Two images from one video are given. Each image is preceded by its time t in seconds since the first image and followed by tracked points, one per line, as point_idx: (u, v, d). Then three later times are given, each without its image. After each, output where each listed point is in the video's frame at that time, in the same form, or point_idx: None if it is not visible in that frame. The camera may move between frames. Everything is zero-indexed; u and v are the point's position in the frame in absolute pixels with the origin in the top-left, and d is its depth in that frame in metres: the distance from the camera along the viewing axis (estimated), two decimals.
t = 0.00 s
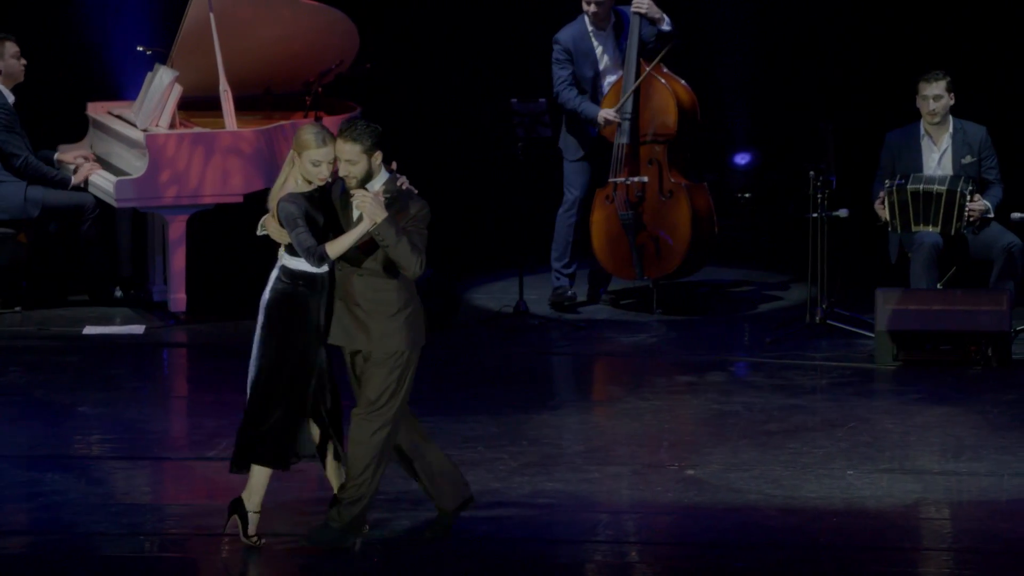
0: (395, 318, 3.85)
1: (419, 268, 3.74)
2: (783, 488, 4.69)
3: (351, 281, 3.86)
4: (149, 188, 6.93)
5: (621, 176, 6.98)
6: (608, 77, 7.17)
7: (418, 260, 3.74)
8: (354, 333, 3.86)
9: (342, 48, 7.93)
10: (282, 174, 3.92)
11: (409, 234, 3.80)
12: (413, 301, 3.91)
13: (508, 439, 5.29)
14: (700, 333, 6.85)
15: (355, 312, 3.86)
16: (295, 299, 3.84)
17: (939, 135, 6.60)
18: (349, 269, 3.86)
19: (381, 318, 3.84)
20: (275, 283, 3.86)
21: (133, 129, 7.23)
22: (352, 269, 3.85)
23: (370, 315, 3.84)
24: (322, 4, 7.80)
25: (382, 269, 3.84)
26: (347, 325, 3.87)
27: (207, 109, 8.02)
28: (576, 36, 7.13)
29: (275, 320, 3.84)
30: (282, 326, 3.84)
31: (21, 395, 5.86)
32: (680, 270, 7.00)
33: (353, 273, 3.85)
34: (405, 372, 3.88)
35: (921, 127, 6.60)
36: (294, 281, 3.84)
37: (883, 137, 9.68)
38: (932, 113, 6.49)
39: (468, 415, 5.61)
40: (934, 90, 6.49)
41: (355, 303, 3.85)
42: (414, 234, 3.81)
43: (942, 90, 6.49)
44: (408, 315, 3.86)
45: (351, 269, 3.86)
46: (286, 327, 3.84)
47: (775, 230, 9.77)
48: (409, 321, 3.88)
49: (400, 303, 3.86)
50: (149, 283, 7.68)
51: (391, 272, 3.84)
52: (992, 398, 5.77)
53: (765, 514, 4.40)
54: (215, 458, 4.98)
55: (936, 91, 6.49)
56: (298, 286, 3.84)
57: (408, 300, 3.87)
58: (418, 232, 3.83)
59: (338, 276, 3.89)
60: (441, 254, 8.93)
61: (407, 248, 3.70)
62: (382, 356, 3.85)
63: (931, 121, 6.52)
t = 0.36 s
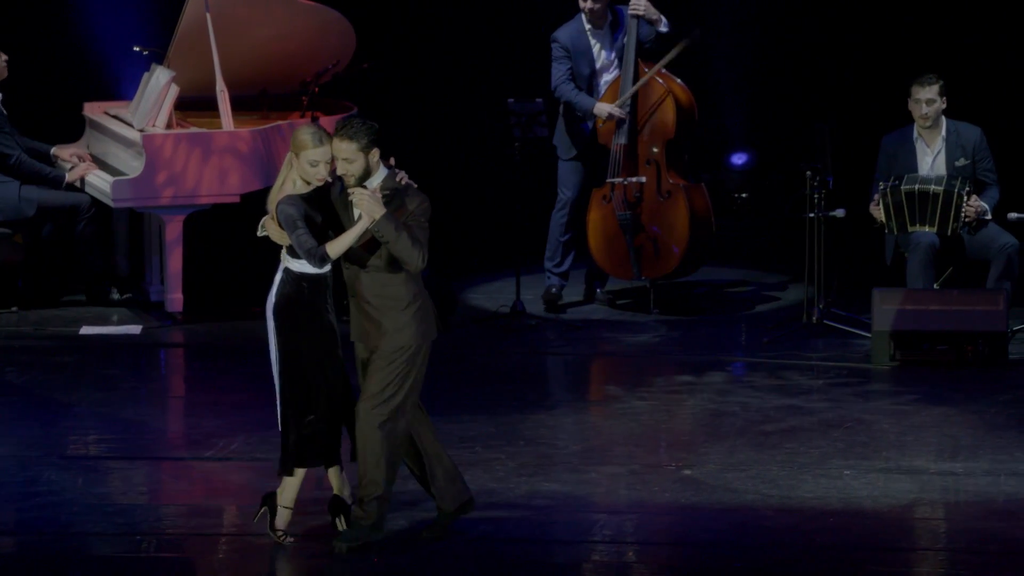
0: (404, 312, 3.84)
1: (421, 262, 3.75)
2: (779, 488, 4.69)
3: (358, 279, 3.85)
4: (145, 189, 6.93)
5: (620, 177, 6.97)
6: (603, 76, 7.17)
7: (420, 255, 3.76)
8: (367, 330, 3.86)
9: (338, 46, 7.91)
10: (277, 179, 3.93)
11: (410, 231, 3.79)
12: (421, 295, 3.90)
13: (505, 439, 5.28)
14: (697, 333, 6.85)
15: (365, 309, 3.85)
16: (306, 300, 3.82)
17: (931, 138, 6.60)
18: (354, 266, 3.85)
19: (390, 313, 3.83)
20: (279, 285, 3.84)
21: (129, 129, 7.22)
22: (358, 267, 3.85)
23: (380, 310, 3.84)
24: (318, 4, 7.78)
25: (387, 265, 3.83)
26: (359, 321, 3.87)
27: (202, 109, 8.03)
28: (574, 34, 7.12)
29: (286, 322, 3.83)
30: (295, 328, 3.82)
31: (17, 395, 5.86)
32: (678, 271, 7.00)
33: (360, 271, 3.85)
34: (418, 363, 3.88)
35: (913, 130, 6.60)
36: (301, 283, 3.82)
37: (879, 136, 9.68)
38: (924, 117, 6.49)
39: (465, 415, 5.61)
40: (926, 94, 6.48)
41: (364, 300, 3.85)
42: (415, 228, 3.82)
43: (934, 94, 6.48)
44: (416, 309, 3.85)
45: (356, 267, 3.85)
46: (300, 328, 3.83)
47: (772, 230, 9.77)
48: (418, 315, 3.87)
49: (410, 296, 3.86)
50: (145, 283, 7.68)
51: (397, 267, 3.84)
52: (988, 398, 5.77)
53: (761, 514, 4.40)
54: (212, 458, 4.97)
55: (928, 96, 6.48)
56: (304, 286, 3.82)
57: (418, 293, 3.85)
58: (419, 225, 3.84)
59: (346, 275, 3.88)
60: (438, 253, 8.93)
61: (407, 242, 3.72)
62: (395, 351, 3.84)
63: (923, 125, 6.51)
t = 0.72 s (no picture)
0: (370, 323, 3.67)
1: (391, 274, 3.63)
2: (781, 488, 4.69)
3: (323, 289, 3.68)
4: (147, 188, 6.93)
5: (621, 177, 6.97)
6: (605, 78, 7.16)
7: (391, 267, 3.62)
8: (331, 343, 3.67)
9: (338, 48, 7.90)
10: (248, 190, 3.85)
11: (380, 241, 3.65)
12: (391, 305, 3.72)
13: (506, 439, 5.28)
14: (696, 333, 6.86)
15: (329, 320, 3.68)
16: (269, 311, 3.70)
17: (928, 143, 6.59)
18: (319, 275, 3.68)
19: (354, 327, 3.66)
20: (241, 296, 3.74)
21: (132, 129, 7.23)
22: (322, 277, 3.68)
23: (346, 319, 3.67)
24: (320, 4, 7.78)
25: (355, 275, 3.66)
26: (321, 334, 3.68)
27: (205, 109, 8.03)
28: (576, 37, 7.11)
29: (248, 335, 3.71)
30: (257, 340, 3.70)
31: (20, 395, 5.86)
32: (679, 271, 7.00)
33: (325, 280, 3.67)
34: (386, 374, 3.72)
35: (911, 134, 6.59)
36: (264, 295, 3.71)
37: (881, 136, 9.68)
38: (922, 122, 6.48)
39: (467, 415, 5.61)
40: (925, 100, 6.48)
41: (329, 310, 3.67)
42: (387, 242, 3.68)
43: (933, 100, 6.48)
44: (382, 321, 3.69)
45: (320, 276, 3.68)
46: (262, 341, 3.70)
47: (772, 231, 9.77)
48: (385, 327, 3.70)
49: (376, 305, 3.70)
50: (147, 283, 7.70)
51: (362, 277, 3.66)
52: (990, 398, 5.77)
53: (762, 514, 4.40)
54: (213, 458, 4.98)
55: (927, 101, 6.48)
56: (265, 299, 3.71)
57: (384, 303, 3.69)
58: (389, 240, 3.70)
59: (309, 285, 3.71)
60: (439, 254, 8.94)
61: (378, 254, 3.59)
62: (363, 363, 3.68)
63: (920, 130, 6.51)
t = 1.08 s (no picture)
0: (341, 332, 3.75)
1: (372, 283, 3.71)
2: (806, 488, 4.69)
3: (291, 298, 3.75)
4: (171, 189, 6.93)
5: (644, 177, 6.98)
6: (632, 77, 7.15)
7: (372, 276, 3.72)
8: (298, 352, 3.73)
9: (365, 47, 7.90)
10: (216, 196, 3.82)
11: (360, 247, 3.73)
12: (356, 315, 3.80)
13: (530, 439, 5.28)
14: (718, 333, 6.86)
15: (297, 331, 3.74)
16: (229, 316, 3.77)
17: (953, 143, 6.58)
18: (289, 284, 3.74)
19: (326, 336, 3.73)
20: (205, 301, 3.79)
21: (156, 129, 7.23)
22: (294, 285, 3.74)
23: (316, 330, 3.73)
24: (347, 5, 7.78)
25: (328, 285, 3.74)
26: (290, 342, 3.74)
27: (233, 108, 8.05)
28: (605, 35, 7.06)
29: (212, 339, 3.76)
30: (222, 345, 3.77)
31: (44, 395, 5.87)
32: (703, 270, 6.98)
33: (296, 291, 3.74)
34: (356, 386, 3.79)
35: (936, 134, 6.58)
36: (227, 300, 3.78)
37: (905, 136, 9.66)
38: (950, 124, 6.47)
39: (491, 415, 5.62)
40: (954, 101, 6.46)
41: (297, 321, 3.74)
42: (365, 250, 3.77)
43: (961, 102, 6.46)
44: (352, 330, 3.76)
45: (289, 287, 3.75)
46: (225, 348, 3.77)
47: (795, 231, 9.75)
48: (354, 336, 3.78)
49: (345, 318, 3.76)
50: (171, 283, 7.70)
51: (337, 285, 3.75)
52: (1015, 399, 5.76)
53: (787, 515, 4.39)
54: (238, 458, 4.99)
55: (956, 103, 6.46)
56: (229, 303, 3.78)
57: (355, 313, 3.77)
58: (368, 249, 3.78)
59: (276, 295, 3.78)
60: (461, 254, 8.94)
61: (361, 261, 3.68)
62: (332, 372, 3.75)
63: (947, 131, 6.50)
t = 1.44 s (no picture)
0: (330, 341, 3.74)
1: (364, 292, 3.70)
2: (848, 489, 4.67)
3: (281, 306, 3.72)
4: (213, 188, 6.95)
5: (683, 178, 7.00)
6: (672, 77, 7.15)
7: (364, 286, 3.70)
8: (287, 360, 3.72)
9: (406, 51, 7.94)
10: (208, 203, 3.85)
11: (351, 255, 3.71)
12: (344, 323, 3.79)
13: (571, 439, 5.28)
14: (761, 334, 6.84)
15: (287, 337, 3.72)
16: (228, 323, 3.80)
17: (999, 144, 6.57)
18: (280, 291, 3.72)
19: (316, 344, 3.72)
20: (198, 306, 3.81)
21: (199, 129, 7.26)
22: (285, 293, 3.72)
23: (305, 340, 3.72)
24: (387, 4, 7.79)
25: (318, 295, 3.72)
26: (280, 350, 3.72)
27: (275, 110, 8.06)
28: (646, 34, 7.05)
29: (208, 343, 3.79)
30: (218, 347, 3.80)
31: (88, 394, 5.88)
32: (743, 269, 6.95)
33: (287, 297, 3.71)
34: (341, 395, 3.78)
35: (982, 135, 6.57)
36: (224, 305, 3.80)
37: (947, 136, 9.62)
38: (997, 124, 6.46)
39: (531, 414, 5.62)
40: (1000, 102, 6.45)
41: (287, 328, 3.72)
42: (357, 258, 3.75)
43: (1008, 102, 6.44)
44: (341, 339, 3.75)
45: (281, 294, 3.72)
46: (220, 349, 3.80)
47: (837, 231, 9.72)
48: (341, 345, 3.77)
49: (334, 327, 3.75)
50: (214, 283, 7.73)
51: (328, 293, 3.73)
52: None
53: (828, 515, 4.38)
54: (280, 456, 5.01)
55: (1002, 104, 6.44)
56: (225, 309, 3.80)
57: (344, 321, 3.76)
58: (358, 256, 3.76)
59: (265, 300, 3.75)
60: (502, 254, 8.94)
61: (354, 273, 3.67)
62: (318, 381, 3.73)
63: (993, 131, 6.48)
